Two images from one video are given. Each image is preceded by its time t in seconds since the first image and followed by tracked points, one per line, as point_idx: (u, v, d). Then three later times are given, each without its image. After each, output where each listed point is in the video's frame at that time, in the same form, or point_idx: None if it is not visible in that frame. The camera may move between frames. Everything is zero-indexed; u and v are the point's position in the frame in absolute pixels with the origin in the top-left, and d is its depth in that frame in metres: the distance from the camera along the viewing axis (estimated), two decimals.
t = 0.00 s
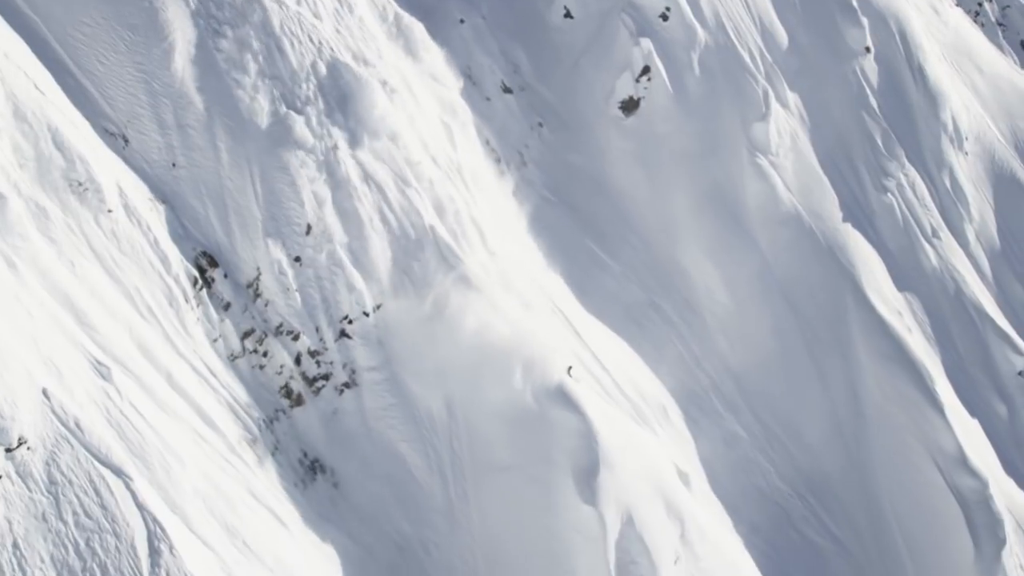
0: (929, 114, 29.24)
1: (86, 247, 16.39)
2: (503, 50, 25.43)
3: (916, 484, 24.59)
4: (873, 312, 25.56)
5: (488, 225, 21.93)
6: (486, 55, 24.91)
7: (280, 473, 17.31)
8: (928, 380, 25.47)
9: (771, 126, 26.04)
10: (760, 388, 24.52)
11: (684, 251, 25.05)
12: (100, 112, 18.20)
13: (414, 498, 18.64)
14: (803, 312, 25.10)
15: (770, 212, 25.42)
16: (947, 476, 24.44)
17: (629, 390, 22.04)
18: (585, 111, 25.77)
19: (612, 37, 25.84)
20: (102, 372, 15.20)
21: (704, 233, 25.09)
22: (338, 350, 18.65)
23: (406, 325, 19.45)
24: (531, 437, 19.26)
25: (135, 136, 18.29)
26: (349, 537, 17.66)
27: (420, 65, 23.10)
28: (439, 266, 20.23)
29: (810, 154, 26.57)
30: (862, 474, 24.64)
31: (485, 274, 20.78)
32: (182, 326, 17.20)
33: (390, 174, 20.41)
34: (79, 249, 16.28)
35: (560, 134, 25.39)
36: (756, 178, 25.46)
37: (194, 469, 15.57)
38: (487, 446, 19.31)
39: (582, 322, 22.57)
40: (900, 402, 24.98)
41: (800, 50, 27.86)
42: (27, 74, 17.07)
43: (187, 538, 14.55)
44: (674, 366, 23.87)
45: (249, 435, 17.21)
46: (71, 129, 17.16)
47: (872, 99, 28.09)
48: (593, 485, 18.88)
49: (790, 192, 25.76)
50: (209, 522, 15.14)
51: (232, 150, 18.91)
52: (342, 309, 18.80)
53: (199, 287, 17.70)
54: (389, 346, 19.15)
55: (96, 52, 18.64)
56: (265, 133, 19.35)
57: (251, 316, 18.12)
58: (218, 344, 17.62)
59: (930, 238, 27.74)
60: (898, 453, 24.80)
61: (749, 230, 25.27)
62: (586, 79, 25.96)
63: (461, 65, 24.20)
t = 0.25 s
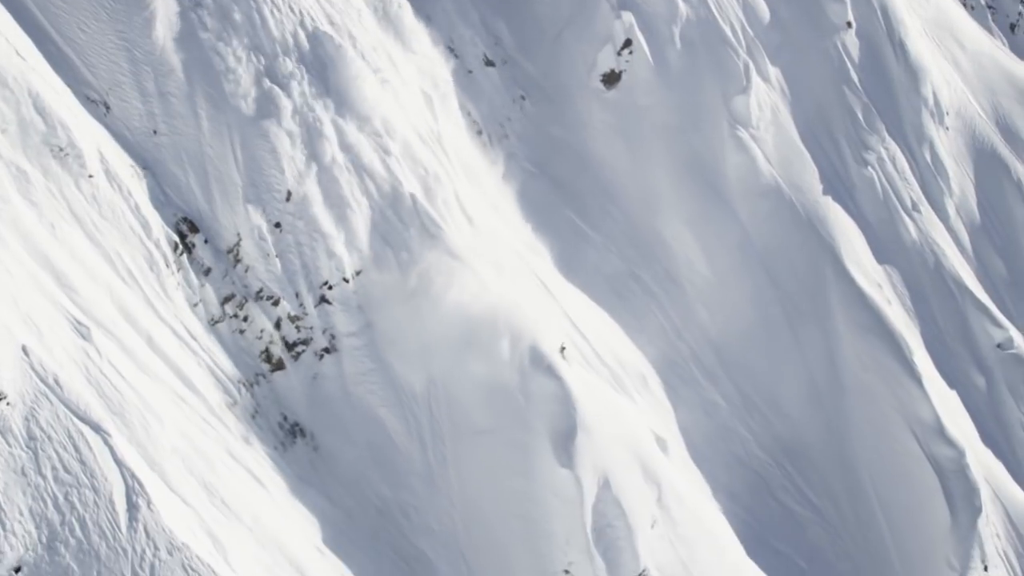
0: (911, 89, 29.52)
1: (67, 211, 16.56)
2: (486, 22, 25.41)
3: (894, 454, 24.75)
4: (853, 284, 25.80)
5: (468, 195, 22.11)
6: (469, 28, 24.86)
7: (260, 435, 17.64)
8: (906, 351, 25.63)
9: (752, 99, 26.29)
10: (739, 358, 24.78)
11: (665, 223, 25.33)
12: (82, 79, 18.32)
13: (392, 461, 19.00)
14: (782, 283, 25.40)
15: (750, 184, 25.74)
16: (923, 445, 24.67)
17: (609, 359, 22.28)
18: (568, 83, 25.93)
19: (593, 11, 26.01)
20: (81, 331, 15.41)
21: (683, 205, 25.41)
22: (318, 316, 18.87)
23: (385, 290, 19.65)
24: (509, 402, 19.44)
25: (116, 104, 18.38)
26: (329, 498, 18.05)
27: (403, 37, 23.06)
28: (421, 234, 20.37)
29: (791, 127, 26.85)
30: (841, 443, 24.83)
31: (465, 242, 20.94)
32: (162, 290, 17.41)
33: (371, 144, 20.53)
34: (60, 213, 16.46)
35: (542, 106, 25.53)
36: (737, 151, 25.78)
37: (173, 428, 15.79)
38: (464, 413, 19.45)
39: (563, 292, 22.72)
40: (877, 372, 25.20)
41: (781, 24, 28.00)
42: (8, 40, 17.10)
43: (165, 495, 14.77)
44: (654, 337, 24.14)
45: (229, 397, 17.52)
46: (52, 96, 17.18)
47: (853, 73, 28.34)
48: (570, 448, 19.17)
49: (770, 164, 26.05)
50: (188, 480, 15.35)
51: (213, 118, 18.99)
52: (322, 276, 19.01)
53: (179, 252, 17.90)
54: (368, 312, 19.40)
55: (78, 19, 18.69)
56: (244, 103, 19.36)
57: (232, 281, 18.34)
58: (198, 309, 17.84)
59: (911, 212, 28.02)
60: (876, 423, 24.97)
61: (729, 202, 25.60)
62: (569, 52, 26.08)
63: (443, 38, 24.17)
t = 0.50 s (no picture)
0: (892, 72, 30.09)
1: (49, 183, 16.70)
2: (469, 4, 25.51)
3: (872, 432, 25.06)
4: (832, 263, 26.08)
5: (449, 173, 22.31)
6: (452, 10, 24.94)
7: (241, 409, 17.75)
8: (885, 330, 25.93)
9: (733, 80, 26.61)
10: (719, 336, 25.07)
11: (646, 203, 25.57)
12: (64, 55, 18.34)
13: (371, 433, 19.27)
14: (762, 262, 25.69)
15: (731, 164, 26.02)
16: (900, 423, 25.00)
17: (590, 336, 22.45)
18: (551, 65, 26.23)
19: None
20: (62, 300, 15.50)
21: (665, 185, 25.67)
22: (299, 290, 19.09)
23: (365, 265, 19.88)
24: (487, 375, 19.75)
25: (98, 79, 18.47)
26: (310, 472, 18.16)
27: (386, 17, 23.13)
28: (402, 211, 20.59)
29: (772, 108, 27.16)
30: (819, 421, 25.13)
31: (446, 219, 21.24)
32: (143, 263, 17.57)
33: (352, 121, 20.70)
34: (43, 185, 16.59)
35: (525, 88, 25.72)
36: (718, 131, 26.12)
37: (152, 397, 15.96)
38: (444, 387, 19.76)
39: (544, 269, 22.93)
40: (856, 350, 25.49)
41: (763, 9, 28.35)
42: None
43: (145, 463, 14.93)
44: (635, 316, 24.29)
45: (210, 369, 17.65)
46: (34, 70, 17.28)
47: (834, 57, 28.82)
48: (547, 420, 19.50)
49: (751, 144, 26.35)
50: (167, 449, 15.50)
51: (194, 94, 19.12)
52: (302, 250, 19.19)
53: (161, 226, 18.06)
54: (348, 287, 19.60)
55: None
56: (228, 79, 19.48)
57: (213, 255, 18.49)
58: (179, 282, 18.00)
59: (891, 193, 28.38)
60: (854, 402, 25.27)
61: (710, 182, 25.87)
62: (552, 35, 26.36)
63: (427, 20, 24.22)
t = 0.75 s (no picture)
0: (869, 61, 30.68)
1: (27, 161, 16.83)
2: None
3: (848, 416, 25.32)
4: (808, 250, 26.41)
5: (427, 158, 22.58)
6: None
7: (218, 387, 17.99)
8: (861, 315, 26.23)
9: (710, 68, 26.98)
10: (696, 321, 25.39)
11: (624, 190, 25.91)
12: (43, 37, 18.50)
13: (349, 414, 19.40)
14: (739, 248, 25.98)
15: (708, 151, 26.35)
16: (875, 407, 25.26)
17: (566, 319, 22.74)
18: (530, 53, 26.49)
19: None
20: (39, 276, 15.62)
21: (642, 171, 26.01)
22: (276, 271, 19.36)
23: (342, 247, 20.04)
24: (463, 354, 19.96)
25: (77, 61, 18.66)
26: (287, 450, 18.44)
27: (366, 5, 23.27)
28: (378, 194, 20.82)
29: (749, 97, 27.62)
30: (795, 405, 25.43)
31: (425, 202, 21.55)
32: (121, 243, 17.78)
33: (330, 104, 20.92)
34: (20, 163, 16.69)
35: (504, 75, 25.96)
36: (696, 119, 26.49)
37: (128, 372, 16.17)
38: (420, 366, 19.98)
39: (520, 253, 23.28)
40: (832, 335, 25.77)
41: None
42: None
43: (120, 436, 15.14)
44: (613, 301, 24.61)
45: (187, 346, 17.90)
46: (13, 51, 17.46)
47: (812, 45, 29.36)
48: (520, 399, 19.66)
49: (728, 132, 26.70)
50: (142, 423, 15.72)
51: (172, 76, 19.32)
52: (279, 232, 19.47)
53: (139, 206, 18.29)
54: (324, 268, 19.74)
55: None
56: (206, 63, 19.72)
57: (191, 236, 18.76)
58: (157, 262, 18.23)
59: (868, 180, 28.89)
60: (830, 386, 25.52)
61: (688, 168, 26.20)
62: (532, 24, 26.64)
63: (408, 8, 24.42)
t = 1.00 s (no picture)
0: (848, 55, 31.23)
1: (7, 147, 16.99)
2: None
3: (826, 404, 25.55)
4: (787, 242, 26.70)
5: (407, 149, 22.81)
6: None
7: (197, 372, 18.17)
8: (838, 305, 26.44)
9: (690, 62, 27.34)
10: (675, 312, 25.65)
11: (605, 183, 26.18)
12: (24, 27, 18.71)
13: (328, 400, 19.56)
14: (718, 239, 26.28)
15: (688, 144, 26.68)
16: (853, 395, 25.49)
17: (545, 308, 22.97)
18: (511, 47, 26.75)
19: None
20: (19, 259, 15.77)
21: (621, 164, 26.31)
22: (255, 258, 19.56)
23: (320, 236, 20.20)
24: (441, 341, 20.16)
25: (58, 50, 18.88)
26: (266, 435, 18.63)
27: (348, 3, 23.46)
28: (357, 181, 20.98)
29: (729, 91, 28.03)
30: (773, 394, 25.71)
31: (405, 192, 21.82)
32: (101, 230, 17.96)
33: (309, 95, 21.20)
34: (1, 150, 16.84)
35: (485, 69, 26.22)
36: (676, 112, 26.80)
37: (106, 353, 16.33)
38: (398, 354, 20.17)
39: (500, 243, 23.56)
40: (811, 326, 25.98)
41: None
42: None
43: (98, 416, 15.32)
44: (592, 292, 24.91)
45: (166, 331, 18.10)
46: None
47: (791, 40, 29.90)
48: (497, 384, 19.92)
49: (707, 125, 27.05)
50: (121, 405, 15.88)
51: (153, 66, 19.57)
52: (259, 220, 19.71)
53: (119, 193, 18.49)
54: (302, 256, 19.91)
55: None
56: (187, 52, 19.96)
57: (171, 223, 18.99)
58: (138, 249, 18.44)
59: (846, 172, 29.37)
60: (807, 376, 25.79)
61: (667, 161, 26.51)
62: (514, 20, 26.92)
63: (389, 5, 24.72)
